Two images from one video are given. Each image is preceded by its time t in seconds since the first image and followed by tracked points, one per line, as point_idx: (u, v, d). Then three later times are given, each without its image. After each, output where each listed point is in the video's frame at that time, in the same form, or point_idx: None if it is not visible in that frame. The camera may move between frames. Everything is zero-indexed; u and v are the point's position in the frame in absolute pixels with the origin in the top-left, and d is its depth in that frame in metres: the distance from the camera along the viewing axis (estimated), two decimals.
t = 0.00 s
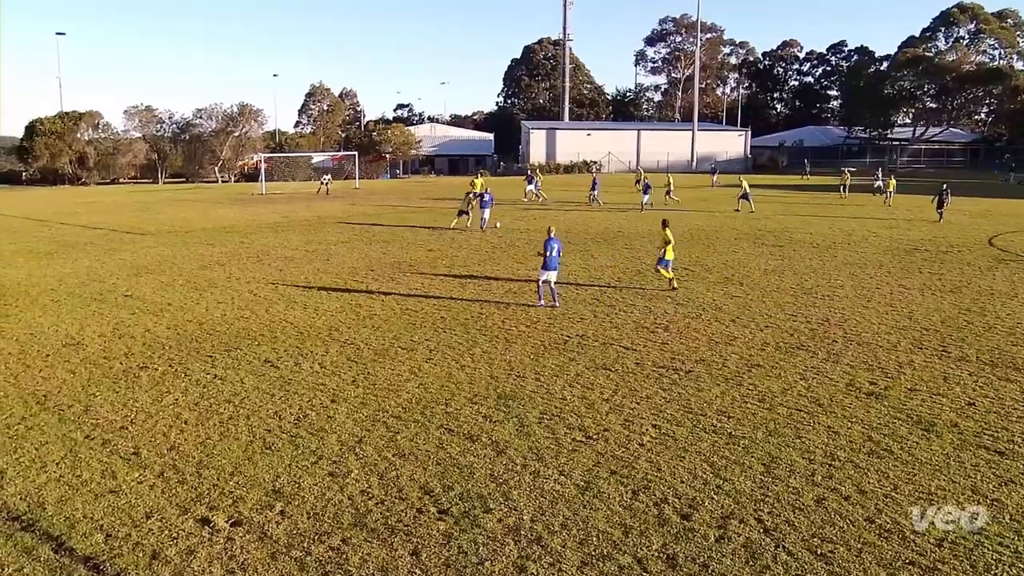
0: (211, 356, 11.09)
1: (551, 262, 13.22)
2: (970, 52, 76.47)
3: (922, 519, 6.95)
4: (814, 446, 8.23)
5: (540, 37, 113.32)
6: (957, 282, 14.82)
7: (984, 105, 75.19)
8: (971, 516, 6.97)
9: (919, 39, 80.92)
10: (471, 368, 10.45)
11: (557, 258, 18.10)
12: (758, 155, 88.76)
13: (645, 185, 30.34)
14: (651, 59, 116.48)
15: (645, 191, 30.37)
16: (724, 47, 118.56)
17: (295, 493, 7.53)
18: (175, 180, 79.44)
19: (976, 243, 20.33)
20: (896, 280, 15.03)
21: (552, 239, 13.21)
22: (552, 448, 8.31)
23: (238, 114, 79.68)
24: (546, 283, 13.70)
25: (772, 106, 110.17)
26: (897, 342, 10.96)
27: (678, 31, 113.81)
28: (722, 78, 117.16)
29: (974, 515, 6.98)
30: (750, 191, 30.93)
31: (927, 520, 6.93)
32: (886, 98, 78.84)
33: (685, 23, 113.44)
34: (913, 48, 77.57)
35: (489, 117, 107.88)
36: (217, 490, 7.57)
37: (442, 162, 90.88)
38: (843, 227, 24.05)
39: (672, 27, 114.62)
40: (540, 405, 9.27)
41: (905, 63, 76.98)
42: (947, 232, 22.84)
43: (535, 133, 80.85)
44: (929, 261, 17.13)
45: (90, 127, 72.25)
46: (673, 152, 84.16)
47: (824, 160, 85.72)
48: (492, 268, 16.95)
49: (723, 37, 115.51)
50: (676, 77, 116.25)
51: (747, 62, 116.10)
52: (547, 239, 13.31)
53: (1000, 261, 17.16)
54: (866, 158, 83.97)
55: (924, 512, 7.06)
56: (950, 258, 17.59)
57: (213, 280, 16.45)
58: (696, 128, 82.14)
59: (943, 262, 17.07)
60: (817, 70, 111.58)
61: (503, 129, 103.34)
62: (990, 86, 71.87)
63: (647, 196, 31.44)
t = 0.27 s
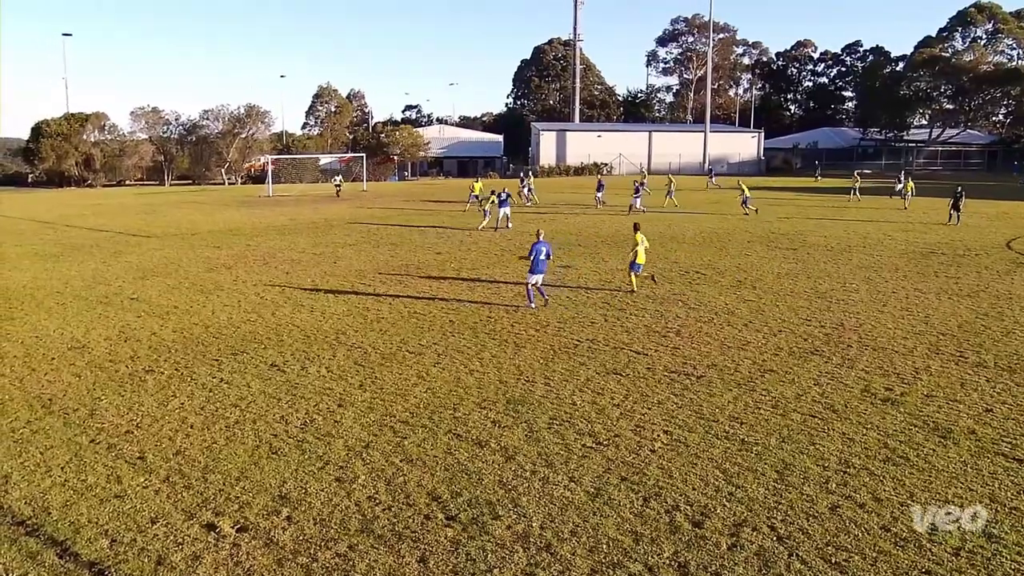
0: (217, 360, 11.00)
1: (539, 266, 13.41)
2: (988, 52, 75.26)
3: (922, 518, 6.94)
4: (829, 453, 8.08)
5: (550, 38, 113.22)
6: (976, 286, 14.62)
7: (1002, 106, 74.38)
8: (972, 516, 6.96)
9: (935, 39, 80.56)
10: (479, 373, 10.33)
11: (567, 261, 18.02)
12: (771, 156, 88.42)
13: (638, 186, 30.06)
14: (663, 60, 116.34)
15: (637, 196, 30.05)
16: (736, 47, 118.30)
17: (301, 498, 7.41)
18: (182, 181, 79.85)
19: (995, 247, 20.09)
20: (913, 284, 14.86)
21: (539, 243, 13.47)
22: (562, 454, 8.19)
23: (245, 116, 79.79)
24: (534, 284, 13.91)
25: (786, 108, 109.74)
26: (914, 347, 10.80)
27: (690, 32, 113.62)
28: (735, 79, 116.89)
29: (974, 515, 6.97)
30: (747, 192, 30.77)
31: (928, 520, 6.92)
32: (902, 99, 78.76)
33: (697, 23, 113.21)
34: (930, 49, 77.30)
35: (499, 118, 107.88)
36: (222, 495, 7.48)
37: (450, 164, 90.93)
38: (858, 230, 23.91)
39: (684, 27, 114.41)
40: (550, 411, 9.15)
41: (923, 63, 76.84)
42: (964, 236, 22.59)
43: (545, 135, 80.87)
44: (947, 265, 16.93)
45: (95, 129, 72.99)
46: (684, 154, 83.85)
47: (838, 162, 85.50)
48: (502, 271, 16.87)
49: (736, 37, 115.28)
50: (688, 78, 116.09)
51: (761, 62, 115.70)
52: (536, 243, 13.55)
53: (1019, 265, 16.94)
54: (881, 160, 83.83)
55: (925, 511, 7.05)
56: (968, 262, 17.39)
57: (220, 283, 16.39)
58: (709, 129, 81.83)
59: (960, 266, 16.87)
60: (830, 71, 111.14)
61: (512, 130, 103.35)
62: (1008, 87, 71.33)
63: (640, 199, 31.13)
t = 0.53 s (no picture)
0: (222, 363, 10.92)
1: (534, 264, 13.53)
2: (1004, 52, 75.25)
3: (920, 517, 6.95)
4: (842, 459, 7.96)
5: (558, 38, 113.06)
6: (992, 290, 14.46)
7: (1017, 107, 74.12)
8: (971, 516, 6.96)
9: (950, 39, 80.26)
10: (487, 377, 10.22)
11: (576, 264, 17.91)
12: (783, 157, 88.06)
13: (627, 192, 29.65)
14: (673, 60, 116.15)
15: (627, 199, 29.72)
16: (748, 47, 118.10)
17: (307, 503, 7.33)
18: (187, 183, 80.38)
19: (1012, 250, 19.88)
20: (927, 288, 14.72)
21: (533, 243, 13.63)
22: (570, 460, 8.09)
23: (251, 117, 79.49)
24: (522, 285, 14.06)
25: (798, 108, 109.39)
26: (928, 352, 10.67)
27: (700, 31, 113.36)
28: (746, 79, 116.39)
29: (973, 515, 6.97)
30: (742, 190, 30.70)
31: (926, 518, 6.92)
32: (917, 100, 78.63)
33: (708, 22, 112.90)
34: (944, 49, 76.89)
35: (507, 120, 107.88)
36: (227, 500, 7.39)
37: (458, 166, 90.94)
38: (871, 233, 23.71)
39: (695, 27, 114.13)
40: (558, 416, 9.04)
41: (937, 64, 76.47)
42: (980, 239, 22.38)
43: (554, 136, 80.78)
44: (962, 269, 16.78)
45: (101, 130, 73.09)
46: (695, 155, 83.73)
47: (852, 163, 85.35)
48: (510, 274, 16.78)
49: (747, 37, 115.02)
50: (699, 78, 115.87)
51: (773, 62, 115.21)
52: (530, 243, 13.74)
53: None
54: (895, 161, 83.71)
55: (923, 510, 7.05)
56: (984, 265, 17.21)
57: (225, 285, 16.33)
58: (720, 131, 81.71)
59: (975, 269, 16.71)
60: (844, 71, 110.80)
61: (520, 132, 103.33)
62: None
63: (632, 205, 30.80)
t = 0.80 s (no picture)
0: (227, 367, 10.83)
1: (534, 265, 13.68)
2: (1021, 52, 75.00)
3: (920, 517, 6.94)
4: (855, 466, 7.83)
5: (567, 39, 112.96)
6: (1008, 294, 14.29)
7: None
8: (971, 516, 6.94)
9: (965, 39, 79.91)
10: (495, 382, 10.11)
11: (585, 267, 17.79)
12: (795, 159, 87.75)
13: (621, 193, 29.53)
14: (684, 60, 116.04)
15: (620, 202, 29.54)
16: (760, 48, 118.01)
17: (312, 509, 7.22)
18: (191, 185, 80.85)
19: None
20: (942, 292, 14.57)
21: (532, 243, 13.79)
22: (579, 466, 7.97)
23: (257, 118, 79.55)
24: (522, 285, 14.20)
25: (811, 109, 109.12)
26: (943, 357, 10.53)
27: (711, 31, 113.22)
28: (757, 80, 115.93)
29: (973, 514, 6.96)
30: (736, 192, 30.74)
31: (926, 519, 6.91)
32: (931, 101, 78.54)
33: (719, 22, 112.72)
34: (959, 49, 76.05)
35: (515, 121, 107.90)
36: (232, 505, 7.29)
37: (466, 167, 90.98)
38: (886, 236, 23.53)
39: (706, 27, 113.93)
40: (567, 421, 8.93)
41: (952, 64, 75.63)
42: (996, 242, 22.16)
43: (563, 138, 80.62)
44: (979, 272, 16.60)
45: (105, 131, 73.19)
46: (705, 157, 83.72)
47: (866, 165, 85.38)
48: (518, 278, 16.68)
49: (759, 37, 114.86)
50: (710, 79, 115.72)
51: (784, 62, 114.64)
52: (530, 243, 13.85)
53: None
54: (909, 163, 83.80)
55: (923, 510, 7.04)
56: (1001, 269, 17.02)
57: (230, 288, 16.25)
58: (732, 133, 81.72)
59: (992, 273, 16.52)
60: (857, 71, 110.47)
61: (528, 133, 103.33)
62: None
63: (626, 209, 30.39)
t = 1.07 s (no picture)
0: (231, 372, 10.73)
1: (536, 268, 13.59)
2: None
3: (921, 519, 6.90)
4: (868, 473, 7.68)
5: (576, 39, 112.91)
6: None
7: None
8: (971, 517, 6.92)
9: (981, 39, 79.52)
10: (502, 387, 9.98)
11: (593, 271, 17.69)
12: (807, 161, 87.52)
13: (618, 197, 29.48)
14: (695, 61, 115.97)
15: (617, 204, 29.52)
16: (772, 49, 117.98)
17: (317, 516, 7.10)
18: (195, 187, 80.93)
19: None
20: (957, 297, 14.41)
21: (534, 247, 13.71)
22: (587, 472, 7.84)
23: (261, 120, 80.15)
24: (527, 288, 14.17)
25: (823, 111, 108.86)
26: (958, 363, 10.38)
27: (722, 32, 113.18)
28: (769, 81, 115.81)
29: (974, 516, 6.93)
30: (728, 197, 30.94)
31: (927, 521, 6.88)
32: (946, 102, 78.27)
33: (730, 23, 112.63)
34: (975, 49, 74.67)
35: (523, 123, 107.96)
36: (235, 512, 7.17)
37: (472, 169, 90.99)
38: (900, 240, 23.35)
39: (717, 27, 113.81)
40: (575, 427, 8.80)
41: (966, 65, 74.46)
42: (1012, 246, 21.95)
43: (571, 140, 80.51)
44: (994, 276, 16.43)
45: (108, 133, 73.33)
46: (715, 159, 83.67)
47: (879, 167, 85.27)
48: (526, 281, 16.57)
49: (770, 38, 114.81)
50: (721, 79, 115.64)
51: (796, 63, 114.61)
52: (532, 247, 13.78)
53: None
54: (923, 165, 83.71)
55: (923, 512, 7.01)
56: (1018, 273, 16.83)
57: (234, 292, 16.16)
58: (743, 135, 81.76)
59: (1008, 278, 16.35)
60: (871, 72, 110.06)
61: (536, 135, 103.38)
62: None
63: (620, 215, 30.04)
